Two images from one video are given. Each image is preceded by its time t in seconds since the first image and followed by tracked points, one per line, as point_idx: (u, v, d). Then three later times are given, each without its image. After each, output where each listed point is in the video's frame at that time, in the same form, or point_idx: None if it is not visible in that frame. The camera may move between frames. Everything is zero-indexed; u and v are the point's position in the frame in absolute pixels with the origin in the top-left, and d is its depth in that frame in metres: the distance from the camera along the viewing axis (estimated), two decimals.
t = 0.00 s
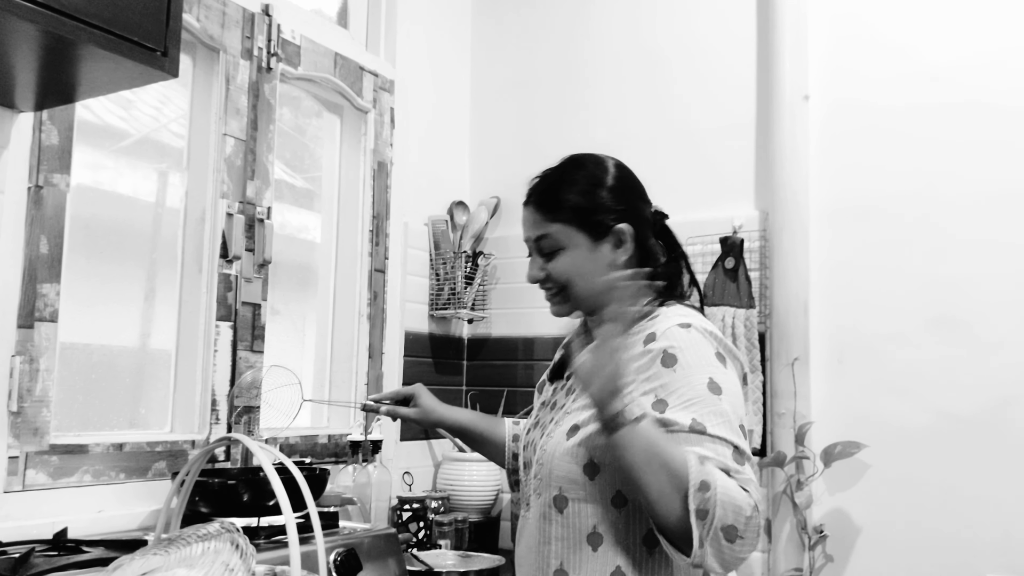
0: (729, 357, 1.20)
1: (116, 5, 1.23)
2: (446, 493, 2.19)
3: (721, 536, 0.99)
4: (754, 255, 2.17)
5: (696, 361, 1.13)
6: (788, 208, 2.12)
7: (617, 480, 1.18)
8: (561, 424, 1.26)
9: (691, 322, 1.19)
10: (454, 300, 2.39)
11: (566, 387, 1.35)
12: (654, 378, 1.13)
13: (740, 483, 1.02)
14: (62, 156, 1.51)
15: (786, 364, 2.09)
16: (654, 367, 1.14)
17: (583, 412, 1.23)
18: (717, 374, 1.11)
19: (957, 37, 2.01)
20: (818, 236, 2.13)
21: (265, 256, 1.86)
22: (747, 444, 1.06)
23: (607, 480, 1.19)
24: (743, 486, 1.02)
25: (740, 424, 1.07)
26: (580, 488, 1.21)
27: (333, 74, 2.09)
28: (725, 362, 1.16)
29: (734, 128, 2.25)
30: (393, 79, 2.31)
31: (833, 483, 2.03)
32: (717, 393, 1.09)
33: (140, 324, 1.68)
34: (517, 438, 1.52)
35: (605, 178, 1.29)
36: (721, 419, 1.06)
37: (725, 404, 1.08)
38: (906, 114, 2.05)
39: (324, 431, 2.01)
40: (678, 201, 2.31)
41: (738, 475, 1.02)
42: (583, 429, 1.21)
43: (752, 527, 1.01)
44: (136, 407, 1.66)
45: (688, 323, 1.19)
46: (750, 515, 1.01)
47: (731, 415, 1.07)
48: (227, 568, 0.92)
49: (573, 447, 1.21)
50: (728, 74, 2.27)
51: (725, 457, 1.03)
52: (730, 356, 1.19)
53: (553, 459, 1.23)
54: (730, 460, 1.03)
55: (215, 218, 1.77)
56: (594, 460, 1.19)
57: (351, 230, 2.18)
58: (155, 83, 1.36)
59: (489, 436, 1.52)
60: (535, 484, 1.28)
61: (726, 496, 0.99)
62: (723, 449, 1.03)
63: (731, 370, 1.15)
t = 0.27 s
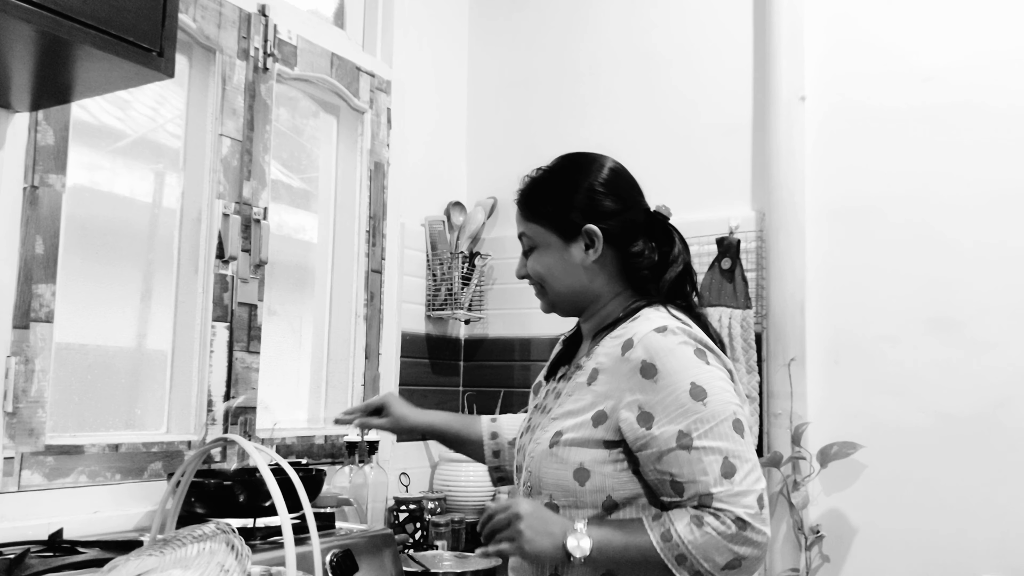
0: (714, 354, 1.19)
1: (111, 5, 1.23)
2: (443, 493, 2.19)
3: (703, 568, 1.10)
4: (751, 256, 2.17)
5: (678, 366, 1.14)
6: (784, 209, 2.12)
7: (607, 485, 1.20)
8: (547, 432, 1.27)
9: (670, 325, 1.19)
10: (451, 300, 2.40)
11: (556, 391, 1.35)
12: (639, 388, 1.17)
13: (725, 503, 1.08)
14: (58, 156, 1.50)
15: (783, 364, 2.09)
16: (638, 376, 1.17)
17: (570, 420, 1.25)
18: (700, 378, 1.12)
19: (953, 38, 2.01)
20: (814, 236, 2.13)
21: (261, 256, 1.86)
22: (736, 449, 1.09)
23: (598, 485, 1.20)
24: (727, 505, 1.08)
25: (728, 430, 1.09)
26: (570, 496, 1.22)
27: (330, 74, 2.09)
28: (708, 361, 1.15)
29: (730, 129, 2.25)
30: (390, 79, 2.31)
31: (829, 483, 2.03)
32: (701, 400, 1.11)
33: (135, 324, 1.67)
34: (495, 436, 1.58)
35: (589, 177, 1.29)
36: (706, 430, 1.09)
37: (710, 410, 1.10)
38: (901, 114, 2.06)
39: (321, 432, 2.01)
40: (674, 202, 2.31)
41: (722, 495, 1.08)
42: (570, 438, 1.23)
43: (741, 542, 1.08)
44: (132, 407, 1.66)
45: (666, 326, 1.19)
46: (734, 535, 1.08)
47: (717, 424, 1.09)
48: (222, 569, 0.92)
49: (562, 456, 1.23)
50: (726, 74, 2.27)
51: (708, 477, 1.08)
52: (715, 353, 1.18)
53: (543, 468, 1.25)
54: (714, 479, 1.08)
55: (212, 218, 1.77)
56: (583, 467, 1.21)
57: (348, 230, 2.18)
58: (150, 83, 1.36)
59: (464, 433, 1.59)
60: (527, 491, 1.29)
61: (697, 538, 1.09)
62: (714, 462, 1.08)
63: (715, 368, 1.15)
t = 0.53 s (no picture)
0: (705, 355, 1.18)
1: (110, 7, 1.23)
2: (440, 495, 2.19)
3: (695, 570, 1.11)
4: (747, 258, 2.17)
5: (668, 369, 1.14)
6: (781, 211, 2.12)
7: (599, 489, 1.20)
8: (538, 436, 1.27)
9: (659, 326, 1.18)
10: (448, 302, 2.40)
11: (548, 394, 1.35)
12: (629, 392, 1.16)
13: (717, 506, 1.08)
14: (55, 157, 1.50)
15: (780, 366, 2.09)
16: (628, 379, 1.17)
17: (561, 424, 1.24)
18: (691, 381, 1.12)
19: (948, 40, 2.02)
20: (810, 238, 2.14)
21: (258, 257, 1.86)
22: (727, 453, 1.10)
23: (590, 489, 1.20)
24: (719, 507, 1.08)
25: (719, 434, 1.10)
26: (562, 500, 1.22)
27: (327, 76, 2.09)
28: (699, 363, 1.15)
29: (727, 131, 2.25)
30: (388, 81, 2.31)
31: (826, 485, 2.04)
32: (692, 403, 1.11)
33: (132, 325, 1.67)
34: (499, 431, 1.62)
35: (579, 178, 1.30)
36: (698, 434, 1.10)
37: (702, 414, 1.10)
38: (897, 117, 2.06)
39: (319, 433, 2.01)
40: (671, 204, 2.32)
41: (714, 499, 1.08)
42: (561, 443, 1.22)
43: (733, 545, 1.09)
44: (129, 408, 1.65)
45: (655, 328, 1.17)
46: (726, 538, 1.09)
47: (709, 428, 1.10)
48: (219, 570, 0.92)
49: (554, 460, 1.22)
50: (722, 76, 2.27)
51: (700, 482, 1.09)
52: (705, 354, 1.18)
53: (534, 473, 1.24)
54: (706, 483, 1.09)
55: (209, 220, 1.77)
56: (574, 471, 1.21)
57: (345, 231, 2.18)
58: (148, 84, 1.36)
59: (469, 430, 1.63)
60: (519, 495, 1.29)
61: (690, 540, 1.09)
62: (706, 467, 1.09)
63: (706, 370, 1.15)
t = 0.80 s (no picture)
0: (699, 354, 1.18)
1: (106, 5, 1.23)
2: (437, 494, 2.19)
3: (687, 568, 1.11)
4: (745, 257, 2.17)
5: (662, 367, 1.14)
6: (779, 210, 2.12)
7: (593, 488, 1.20)
8: (532, 435, 1.27)
9: (653, 325, 1.18)
10: (446, 301, 2.40)
11: (544, 393, 1.35)
12: (623, 390, 1.16)
13: (711, 504, 1.08)
14: (52, 156, 1.50)
15: (777, 365, 2.09)
16: (622, 378, 1.17)
17: (554, 423, 1.25)
18: (684, 379, 1.12)
19: (945, 40, 2.02)
20: (807, 238, 2.14)
21: (255, 257, 1.86)
22: (720, 452, 1.10)
23: (584, 488, 1.20)
24: (712, 506, 1.08)
25: (713, 432, 1.10)
26: (556, 499, 1.22)
27: (325, 75, 2.09)
28: (693, 361, 1.15)
29: (724, 131, 2.26)
30: (385, 80, 2.31)
31: (823, 484, 2.04)
32: (685, 401, 1.11)
33: (129, 324, 1.67)
34: (501, 417, 1.65)
35: (574, 178, 1.30)
36: (691, 433, 1.10)
37: (694, 413, 1.10)
38: (894, 116, 2.07)
39: (316, 433, 2.01)
40: (669, 203, 2.32)
41: (707, 497, 1.08)
42: (555, 441, 1.23)
43: (726, 544, 1.09)
44: (125, 408, 1.65)
45: (649, 327, 1.18)
46: (719, 537, 1.09)
47: (702, 426, 1.10)
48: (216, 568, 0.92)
49: (547, 459, 1.23)
50: (720, 75, 2.28)
51: (693, 480, 1.09)
52: (699, 352, 1.18)
53: (528, 472, 1.25)
54: (699, 482, 1.09)
55: (206, 219, 1.77)
56: (568, 470, 1.21)
57: (343, 231, 2.18)
58: (145, 83, 1.36)
59: (472, 414, 1.66)
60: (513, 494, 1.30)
61: (683, 537, 1.09)
62: (698, 465, 1.09)
63: (700, 368, 1.15)
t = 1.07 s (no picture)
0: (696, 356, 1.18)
1: (103, 5, 1.23)
2: (435, 495, 2.18)
3: (681, 570, 1.11)
4: (742, 258, 2.17)
5: (657, 370, 1.14)
6: (776, 211, 2.12)
7: (588, 490, 1.20)
8: (528, 437, 1.27)
9: (650, 326, 1.18)
10: (443, 302, 2.40)
11: (540, 394, 1.35)
12: (619, 393, 1.16)
13: (705, 507, 1.08)
14: (49, 157, 1.50)
15: (774, 366, 2.09)
16: (618, 379, 1.17)
17: (550, 424, 1.25)
18: (680, 382, 1.12)
19: (943, 41, 2.03)
20: (804, 239, 2.14)
21: (253, 257, 1.86)
22: (715, 455, 1.10)
23: (579, 490, 1.20)
24: (707, 509, 1.08)
25: (708, 435, 1.10)
26: (551, 501, 1.22)
27: (323, 76, 2.09)
28: (690, 363, 1.15)
29: (722, 132, 2.26)
30: (383, 81, 2.31)
31: (821, 485, 2.04)
32: (681, 404, 1.11)
33: (127, 325, 1.67)
34: (476, 403, 1.70)
35: (572, 178, 1.30)
36: (686, 436, 1.10)
37: (690, 416, 1.10)
38: (891, 117, 2.07)
39: (313, 433, 2.01)
40: (667, 204, 2.32)
41: (702, 500, 1.08)
42: (550, 443, 1.23)
43: (720, 547, 1.09)
44: (122, 409, 1.65)
45: (646, 328, 1.18)
46: (714, 539, 1.09)
47: (697, 429, 1.10)
48: (213, 569, 0.91)
49: (543, 461, 1.23)
50: (717, 76, 2.28)
51: (688, 483, 1.09)
52: (696, 354, 1.18)
53: (524, 474, 1.25)
54: (694, 485, 1.09)
55: (203, 219, 1.77)
56: (563, 472, 1.21)
57: (340, 232, 2.17)
58: (142, 83, 1.36)
59: (447, 398, 1.71)
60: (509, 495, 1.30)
61: (677, 539, 1.09)
62: (694, 468, 1.09)
63: (696, 371, 1.15)
